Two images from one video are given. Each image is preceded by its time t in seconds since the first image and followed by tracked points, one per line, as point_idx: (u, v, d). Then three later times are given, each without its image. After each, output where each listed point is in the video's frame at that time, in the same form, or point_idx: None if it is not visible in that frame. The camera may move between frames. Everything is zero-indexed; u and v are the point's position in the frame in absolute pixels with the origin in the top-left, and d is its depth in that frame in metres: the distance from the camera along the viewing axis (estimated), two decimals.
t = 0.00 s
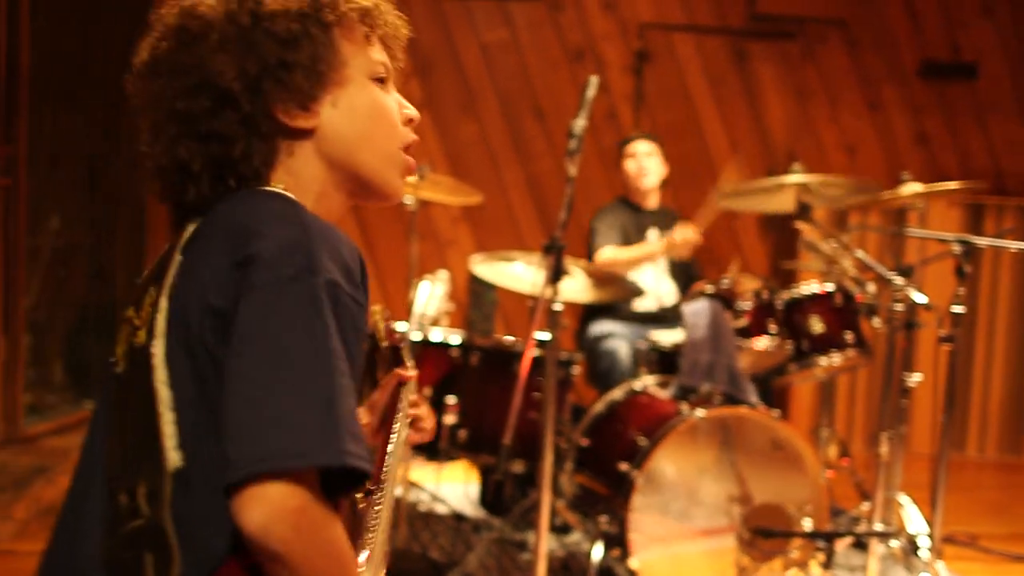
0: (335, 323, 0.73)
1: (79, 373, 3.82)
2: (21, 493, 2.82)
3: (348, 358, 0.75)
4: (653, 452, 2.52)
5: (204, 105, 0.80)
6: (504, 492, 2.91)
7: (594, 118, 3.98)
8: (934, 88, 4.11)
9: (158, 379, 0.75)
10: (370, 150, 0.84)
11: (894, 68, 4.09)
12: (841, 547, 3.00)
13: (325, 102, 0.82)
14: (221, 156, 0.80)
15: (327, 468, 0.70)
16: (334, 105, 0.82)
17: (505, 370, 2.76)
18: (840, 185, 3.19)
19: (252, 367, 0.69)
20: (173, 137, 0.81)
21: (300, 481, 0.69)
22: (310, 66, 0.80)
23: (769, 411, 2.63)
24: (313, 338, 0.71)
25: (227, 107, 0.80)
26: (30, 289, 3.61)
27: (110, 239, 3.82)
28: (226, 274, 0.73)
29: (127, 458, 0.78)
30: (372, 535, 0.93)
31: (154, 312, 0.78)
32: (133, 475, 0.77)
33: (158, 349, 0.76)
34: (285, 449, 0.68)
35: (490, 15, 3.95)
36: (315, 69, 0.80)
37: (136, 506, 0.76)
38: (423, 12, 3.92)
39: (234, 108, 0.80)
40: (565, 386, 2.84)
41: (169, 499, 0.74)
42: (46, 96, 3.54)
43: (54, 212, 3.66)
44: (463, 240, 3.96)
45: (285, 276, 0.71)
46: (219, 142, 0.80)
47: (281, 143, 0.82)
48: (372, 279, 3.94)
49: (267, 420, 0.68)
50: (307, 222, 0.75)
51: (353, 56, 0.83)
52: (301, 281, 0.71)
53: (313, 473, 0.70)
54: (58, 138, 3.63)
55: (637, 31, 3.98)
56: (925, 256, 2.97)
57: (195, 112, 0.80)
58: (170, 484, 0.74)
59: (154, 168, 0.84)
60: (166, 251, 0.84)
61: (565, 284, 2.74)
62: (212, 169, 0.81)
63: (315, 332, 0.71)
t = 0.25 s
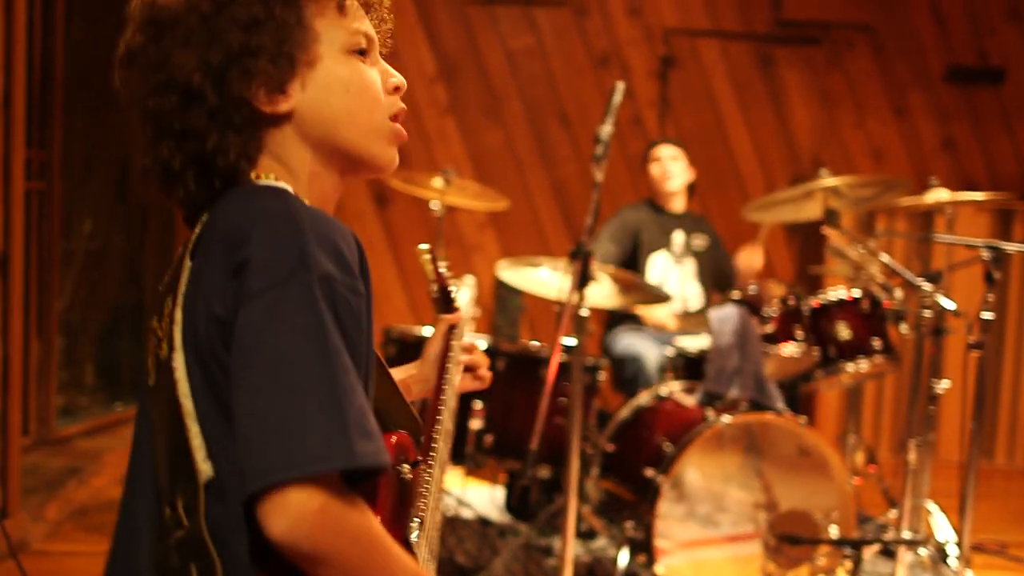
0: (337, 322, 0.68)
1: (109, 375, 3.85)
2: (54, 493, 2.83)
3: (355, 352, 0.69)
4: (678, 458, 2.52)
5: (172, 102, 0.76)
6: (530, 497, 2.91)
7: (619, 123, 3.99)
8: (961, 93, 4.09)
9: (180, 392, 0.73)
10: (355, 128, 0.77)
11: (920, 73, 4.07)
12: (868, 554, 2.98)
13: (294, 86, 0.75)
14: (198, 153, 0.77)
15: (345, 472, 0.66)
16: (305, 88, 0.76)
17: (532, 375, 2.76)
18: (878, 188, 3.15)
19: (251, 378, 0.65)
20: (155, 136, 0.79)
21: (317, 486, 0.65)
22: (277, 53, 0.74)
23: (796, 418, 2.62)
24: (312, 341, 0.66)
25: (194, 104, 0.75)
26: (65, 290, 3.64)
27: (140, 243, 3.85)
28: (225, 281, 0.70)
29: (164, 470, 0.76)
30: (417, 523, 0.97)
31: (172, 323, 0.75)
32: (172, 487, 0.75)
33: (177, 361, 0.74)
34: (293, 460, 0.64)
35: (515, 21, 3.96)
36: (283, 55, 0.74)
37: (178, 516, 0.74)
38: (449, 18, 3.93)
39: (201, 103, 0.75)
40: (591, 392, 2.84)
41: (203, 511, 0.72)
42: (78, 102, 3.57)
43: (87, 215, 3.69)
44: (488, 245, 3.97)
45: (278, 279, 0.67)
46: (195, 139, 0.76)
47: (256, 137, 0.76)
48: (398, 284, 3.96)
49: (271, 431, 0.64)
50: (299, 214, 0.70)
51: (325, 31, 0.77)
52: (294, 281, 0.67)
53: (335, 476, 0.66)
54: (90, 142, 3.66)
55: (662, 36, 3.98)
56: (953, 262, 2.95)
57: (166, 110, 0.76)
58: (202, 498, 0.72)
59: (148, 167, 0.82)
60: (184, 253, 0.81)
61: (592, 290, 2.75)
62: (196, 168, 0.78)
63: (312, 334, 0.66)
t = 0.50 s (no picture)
0: (364, 316, 0.67)
1: (132, 382, 3.88)
2: (78, 500, 2.86)
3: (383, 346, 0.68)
4: (701, 465, 2.50)
5: (219, 104, 0.75)
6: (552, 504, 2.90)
7: (640, 129, 3.98)
8: (985, 97, 4.06)
9: (208, 377, 0.73)
10: (400, 126, 0.76)
11: (943, 77, 4.05)
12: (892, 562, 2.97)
13: (340, 86, 0.75)
14: (244, 153, 0.76)
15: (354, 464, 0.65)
16: (351, 88, 0.75)
17: (554, 380, 2.77)
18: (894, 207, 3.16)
19: (268, 363, 0.64)
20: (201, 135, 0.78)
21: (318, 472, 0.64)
22: (323, 55, 0.74)
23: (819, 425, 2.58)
24: (331, 332, 0.65)
25: (239, 106, 0.75)
26: (87, 297, 3.68)
27: (163, 250, 3.88)
28: (258, 267, 0.69)
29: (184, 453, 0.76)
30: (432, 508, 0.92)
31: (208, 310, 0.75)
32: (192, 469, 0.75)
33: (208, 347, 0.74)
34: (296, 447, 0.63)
35: (536, 27, 3.96)
36: (328, 57, 0.74)
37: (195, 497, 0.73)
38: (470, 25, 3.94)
39: (247, 106, 0.75)
40: (614, 398, 2.84)
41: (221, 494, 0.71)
42: (101, 111, 3.61)
43: (110, 222, 3.72)
44: (510, 250, 3.98)
45: (307, 266, 0.66)
46: (240, 140, 0.76)
47: (303, 136, 0.76)
48: (420, 290, 3.97)
49: (284, 416, 0.63)
50: (335, 205, 0.69)
51: (370, 28, 0.76)
52: (326, 268, 0.66)
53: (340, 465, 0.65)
54: (114, 150, 3.69)
55: (684, 41, 3.98)
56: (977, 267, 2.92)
57: (212, 111, 0.76)
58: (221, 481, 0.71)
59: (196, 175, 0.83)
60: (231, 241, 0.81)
61: (613, 296, 2.76)
62: (242, 169, 0.77)
63: (335, 326, 0.65)
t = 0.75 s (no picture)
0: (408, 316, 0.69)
1: (148, 391, 3.90)
2: (95, 508, 2.86)
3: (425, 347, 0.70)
4: (718, 473, 2.49)
5: (241, 127, 0.75)
6: (569, 512, 2.90)
7: (658, 135, 3.98)
8: (1004, 102, 4.04)
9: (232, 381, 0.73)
10: (427, 143, 0.76)
11: (962, 82, 4.04)
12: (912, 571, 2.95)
13: (365, 107, 0.75)
14: (266, 175, 0.77)
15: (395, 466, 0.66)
16: (375, 107, 0.75)
17: (570, 385, 2.77)
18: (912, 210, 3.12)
19: (318, 366, 0.66)
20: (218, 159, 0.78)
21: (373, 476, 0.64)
22: (344, 77, 0.74)
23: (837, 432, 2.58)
24: (381, 332, 0.66)
25: (261, 130, 0.75)
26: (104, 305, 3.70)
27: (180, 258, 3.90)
28: (293, 268, 0.70)
29: (206, 468, 0.76)
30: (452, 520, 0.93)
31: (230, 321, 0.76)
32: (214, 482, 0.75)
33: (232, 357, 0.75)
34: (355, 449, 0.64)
35: (552, 34, 3.97)
36: (350, 80, 0.74)
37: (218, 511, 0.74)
38: (486, 32, 3.95)
39: (270, 131, 0.75)
40: (631, 406, 2.83)
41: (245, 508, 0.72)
42: (116, 121, 3.65)
43: (127, 231, 3.75)
44: (526, 257, 3.98)
45: (355, 267, 0.67)
46: (261, 163, 0.76)
47: (327, 157, 0.76)
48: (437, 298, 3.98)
49: (332, 416, 0.65)
50: (375, 207, 0.71)
51: (394, 44, 0.76)
52: (373, 270, 0.67)
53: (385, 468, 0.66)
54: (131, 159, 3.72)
55: (701, 47, 3.98)
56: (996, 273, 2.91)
57: (233, 134, 0.76)
58: (245, 493, 0.72)
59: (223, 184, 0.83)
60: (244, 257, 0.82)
61: (631, 302, 2.75)
62: (266, 191, 0.78)
63: (384, 326, 0.67)
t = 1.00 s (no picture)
0: (430, 334, 0.68)
1: (160, 398, 3.91)
2: (109, 516, 2.88)
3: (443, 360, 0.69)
4: (731, 478, 2.49)
5: (221, 173, 0.73)
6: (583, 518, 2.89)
7: (670, 140, 3.98)
8: (1018, 106, 4.03)
9: (252, 400, 0.73)
10: (412, 166, 0.74)
11: (976, 86, 4.03)
12: None
13: (344, 140, 0.72)
14: (250, 214, 0.75)
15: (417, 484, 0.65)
16: (355, 136, 0.72)
17: (584, 391, 2.76)
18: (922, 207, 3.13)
19: (337, 386, 0.65)
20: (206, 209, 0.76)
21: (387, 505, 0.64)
22: (322, 114, 0.71)
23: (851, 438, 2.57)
24: (402, 352, 0.65)
25: (241, 178, 0.73)
26: (115, 313, 3.72)
27: (192, 266, 3.92)
28: (309, 285, 0.69)
29: (223, 489, 0.76)
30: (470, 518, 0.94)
31: (238, 343, 0.75)
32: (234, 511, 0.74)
33: (242, 382, 0.74)
34: (372, 473, 0.63)
35: (564, 40, 3.97)
36: (328, 117, 0.71)
37: (241, 539, 0.73)
38: (497, 38, 3.95)
39: (251, 176, 0.72)
40: (644, 412, 2.83)
41: (268, 535, 0.71)
42: (129, 128, 3.65)
43: (138, 239, 3.76)
44: (539, 264, 3.98)
45: (374, 284, 0.66)
46: (245, 207, 0.74)
47: (314, 189, 0.73)
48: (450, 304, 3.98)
49: (349, 438, 0.64)
50: (385, 222, 0.70)
51: (364, 70, 0.72)
52: (384, 286, 0.66)
53: (402, 494, 0.65)
54: (143, 167, 3.72)
55: (713, 52, 3.98)
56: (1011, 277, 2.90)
57: (214, 184, 0.74)
58: (267, 520, 0.71)
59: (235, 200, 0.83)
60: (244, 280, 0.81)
61: (643, 309, 2.73)
62: (255, 233, 0.76)
63: (405, 346, 0.65)
